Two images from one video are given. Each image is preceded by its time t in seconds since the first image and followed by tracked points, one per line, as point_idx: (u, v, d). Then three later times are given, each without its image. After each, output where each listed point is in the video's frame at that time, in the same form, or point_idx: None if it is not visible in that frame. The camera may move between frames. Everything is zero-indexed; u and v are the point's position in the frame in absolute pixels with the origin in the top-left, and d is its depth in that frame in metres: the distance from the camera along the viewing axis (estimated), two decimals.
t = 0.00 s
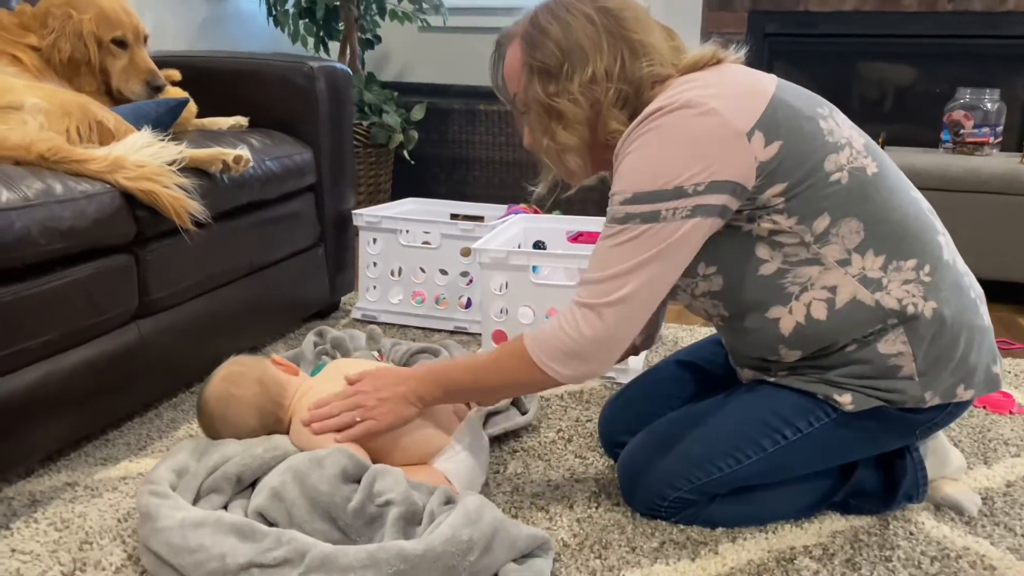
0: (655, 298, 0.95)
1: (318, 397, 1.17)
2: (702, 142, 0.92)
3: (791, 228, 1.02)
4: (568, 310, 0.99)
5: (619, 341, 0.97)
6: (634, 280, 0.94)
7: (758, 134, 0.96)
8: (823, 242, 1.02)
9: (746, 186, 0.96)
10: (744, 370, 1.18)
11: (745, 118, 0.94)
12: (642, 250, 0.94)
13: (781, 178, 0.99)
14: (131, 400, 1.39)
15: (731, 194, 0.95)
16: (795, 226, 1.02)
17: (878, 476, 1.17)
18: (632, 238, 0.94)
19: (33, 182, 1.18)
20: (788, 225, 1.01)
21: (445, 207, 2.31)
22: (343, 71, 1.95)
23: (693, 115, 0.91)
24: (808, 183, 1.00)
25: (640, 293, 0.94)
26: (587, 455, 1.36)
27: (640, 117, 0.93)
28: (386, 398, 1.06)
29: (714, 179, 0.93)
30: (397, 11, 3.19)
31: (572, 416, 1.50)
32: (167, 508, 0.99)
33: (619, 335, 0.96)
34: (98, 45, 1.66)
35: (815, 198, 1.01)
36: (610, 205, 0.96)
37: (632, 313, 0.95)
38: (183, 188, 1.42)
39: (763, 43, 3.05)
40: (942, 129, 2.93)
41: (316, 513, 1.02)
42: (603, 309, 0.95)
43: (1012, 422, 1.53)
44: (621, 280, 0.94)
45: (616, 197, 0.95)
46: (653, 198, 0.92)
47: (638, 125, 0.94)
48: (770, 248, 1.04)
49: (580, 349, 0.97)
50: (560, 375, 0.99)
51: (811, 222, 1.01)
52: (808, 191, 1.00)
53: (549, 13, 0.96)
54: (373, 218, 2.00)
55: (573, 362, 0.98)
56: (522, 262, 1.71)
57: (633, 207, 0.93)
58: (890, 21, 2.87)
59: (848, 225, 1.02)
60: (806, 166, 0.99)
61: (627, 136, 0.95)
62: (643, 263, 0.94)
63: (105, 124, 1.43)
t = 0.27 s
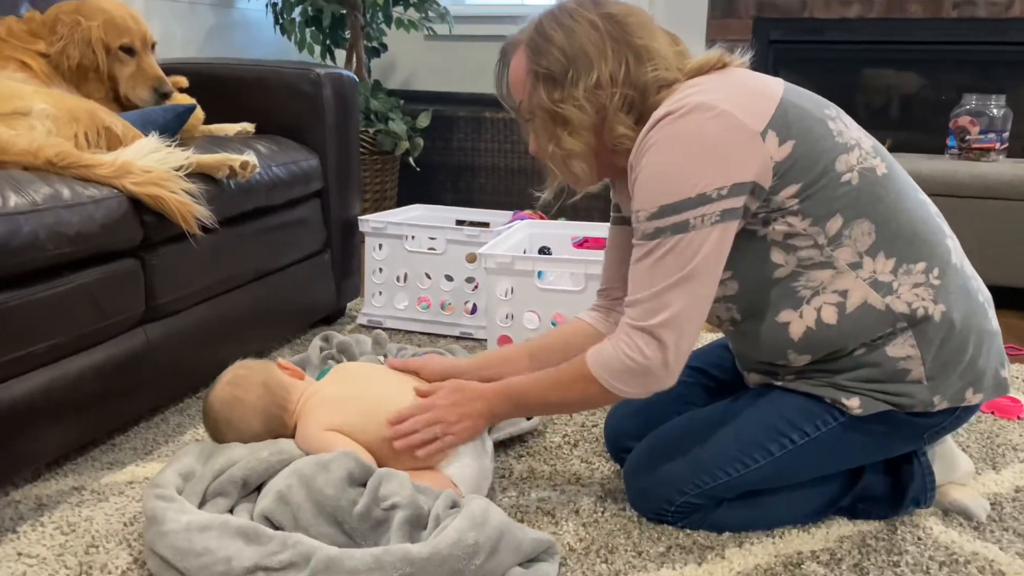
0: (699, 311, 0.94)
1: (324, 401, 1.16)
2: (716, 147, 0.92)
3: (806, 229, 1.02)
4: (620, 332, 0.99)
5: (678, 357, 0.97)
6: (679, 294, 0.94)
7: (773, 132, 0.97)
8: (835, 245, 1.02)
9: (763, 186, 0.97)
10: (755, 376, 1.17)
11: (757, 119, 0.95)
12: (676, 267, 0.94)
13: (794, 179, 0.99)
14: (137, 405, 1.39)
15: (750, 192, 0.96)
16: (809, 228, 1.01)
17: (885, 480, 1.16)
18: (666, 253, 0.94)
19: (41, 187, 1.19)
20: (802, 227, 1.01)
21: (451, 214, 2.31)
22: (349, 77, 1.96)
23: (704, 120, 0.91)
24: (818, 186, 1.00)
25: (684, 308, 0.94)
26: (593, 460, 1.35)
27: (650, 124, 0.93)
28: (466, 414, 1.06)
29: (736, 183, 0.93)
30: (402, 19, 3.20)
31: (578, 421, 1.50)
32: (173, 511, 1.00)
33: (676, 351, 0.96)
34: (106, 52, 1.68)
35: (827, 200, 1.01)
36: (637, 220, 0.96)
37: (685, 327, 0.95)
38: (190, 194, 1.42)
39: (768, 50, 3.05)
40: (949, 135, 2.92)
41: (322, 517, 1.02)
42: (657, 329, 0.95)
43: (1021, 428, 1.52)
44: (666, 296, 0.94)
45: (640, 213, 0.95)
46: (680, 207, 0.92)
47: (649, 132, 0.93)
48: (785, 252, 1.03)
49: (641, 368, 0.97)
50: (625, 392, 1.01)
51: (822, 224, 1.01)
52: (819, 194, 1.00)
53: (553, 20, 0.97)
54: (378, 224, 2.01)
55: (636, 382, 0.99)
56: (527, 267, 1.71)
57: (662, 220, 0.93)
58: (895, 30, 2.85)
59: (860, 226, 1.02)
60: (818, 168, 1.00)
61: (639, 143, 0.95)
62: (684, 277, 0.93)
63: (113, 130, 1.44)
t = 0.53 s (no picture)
0: (703, 314, 0.94)
1: (330, 403, 1.17)
2: (722, 150, 0.92)
3: (812, 233, 1.02)
4: (623, 334, 1.00)
5: (681, 360, 0.97)
6: (683, 297, 0.94)
7: (780, 135, 0.96)
8: (841, 248, 1.02)
9: (769, 190, 0.97)
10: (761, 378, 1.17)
11: (765, 121, 0.95)
12: (681, 269, 0.94)
13: (800, 182, 0.99)
14: (144, 408, 1.40)
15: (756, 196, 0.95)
16: (816, 231, 1.01)
17: (892, 484, 1.16)
18: (670, 256, 0.94)
19: (50, 190, 1.20)
20: (809, 230, 1.01)
21: (456, 218, 2.31)
22: (356, 82, 1.97)
23: (710, 123, 0.91)
24: (825, 189, 1.00)
25: (687, 311, 0.94)
26: (599, 464, 1.35)
27: (658, 126, 0.93)
28: (472, 414, 1.07)
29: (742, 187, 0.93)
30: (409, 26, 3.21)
31: (583, 425, 1.50)
32: (180, 513, 1.00)
33: (679, 354, 0.96)
34: (115, 57, 1.69)
35: (833, 203, 1.01)
36: (643, 221, 0.96)
37: (689, 330, 0.95)
38: (198, 197, 1.43)
39: (773, 56, 3.05)
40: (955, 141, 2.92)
41: (327, 518, 1.02)
42: (660, 332, 0.95)
43: None
44: (670, 298, 0.94)
45: (647, 214, 0.95)
46: (685, 210, 0.92)
47: (656, 135, 0.93)
48: (791, 254, 1.03)
49: (642, 369, 0.97)
50: (626, 391, 1.01)
51: (828, 228, 1.01)
52: (825, 197, 1.00)
53: (562, 22, 0.97)
54: (384, 229, 2.01)
55: (637, 381, 0.99)
56: (533, 271, 1.71)
57: (668, 222, 0.93)
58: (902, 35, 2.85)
59: (866, 230, 1.01)
60: (825, 171, 1.00)
61: (646, 146, 0.95)
62: (689, 279, 0.93)
63: (122, 134, 1.45)
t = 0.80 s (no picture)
0: (680, 310, 0.95)
1: (334, 404, 1.17)
2: (722, 152, 0.92)
3: (815, 235, 1.02)
4: (594, 324, 0.99)
5: (648, 354, 0.97)
6: (662, 292, 0.94)
7: (779, 142, 0.96)
8: (844, 250, 1.02)
9: (767, 195, 0.96)
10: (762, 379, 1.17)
11: (767, 125, 0.95)
12: (666, 263, 0.94)
13: (803, 185, 0.99)
14: (149, 408, 1.40)
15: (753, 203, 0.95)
16: (818, 233, 1.02)
17: (896, 486, 1.16)
18: (656, 250, 0.94)
19: (57, 191, 1.21)
20: (811, 233, 1.01)
21: (461, 222, 2.32)
22: (362, 86, 1.97)
23: (710, 125, 0.92)
24: (827, 191, 1.00)
25: (667, 305, 0.94)
26: (603, 466, 1.35)
27: (659, 127, 0.94)
28: (426, 405, 1.06)
29: (735, 191, 0.93)
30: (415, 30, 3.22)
31: (588, 427, 1.50)
32: (184, 512, 1.00)
33: (649, 348, 0.97)
34: (122, 61, 1.70)
35: (836, 206, 1.01)
36: (633, 215, 0.97)
37: (661, 325, 0.96)
38: (203, 199, 1.44)
39: (778, 60, 3.05)
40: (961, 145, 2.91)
41: (331, 518, 1.02)
42: (631, 323, 0.95)
43: None
44: (649, 292, 0.95)
45: (637, 207, 0.96)
46: (677, 209, 0.93)
47: (658, 136, 0.94)
48: (790, 256, 1.04)
49: (610, 362, 0.97)
50: (589, 387, 1.00)
51: (831, 230, 1.01)
52: (828, 199, 1.00)
53: (565, 26, 0.98)
54: (389, 231, 2.02)
55: (602, 375, 0.99)
56: (537, 273, 1.72)
57: (656, 218, 0.94)
58: (907, 39, 2.85)
59: (869, 233, 1.02)
60: (828, 173, 1.00)
61: (646, 147, 0.95)
62: (671, 275, 0.94)
63: (128, 137, 1.45)
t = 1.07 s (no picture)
0: (696, 312, 0.94)
1: (338, 404, 1.17)
2: (727, 151, 0.92)
3: (819, 236, 1.02)
4: (611, 331, 0.98)
5: (668, 358, 0.96)
6: (678, 294, 0.93)
7: (785, 139, 0.96)
8: (849, 250, 1.02)
9: (774, 193, 0.97)
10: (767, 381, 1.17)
11: (771, 125, 0.95)
12: (679, 264, 0.94)
13: (808, 185, 0.99)
14: (154, 408, 1.41)
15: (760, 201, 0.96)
16: (823, 234, 1.01)
17: (901, 488, 1.15)
18: (667, 252, 0.94)
19: (63, 192, 1.21)
20: (815, 233, 1.01)
21: (465, 224, 2.32)
22: (367, 88, 1.98)
23: (715, 125, 0.91)
24: (832, 191, 1.00)
25: (684, 306, 0.93)
26: (606, 467, 1.35)
27: (664, 127, 0.94)
28: (442, 411, 1.04)
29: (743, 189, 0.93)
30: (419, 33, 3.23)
31: (591, 429, 1.50)
32: (188, 511, 1.00)
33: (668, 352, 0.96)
34: (128, 62, 1.71)
35: (840, 206, 1.01)
36: (643, 219, 0.96)
37: (679, 328, 0.95)
38: (208, 200, 1.44)
39: (783, 63, 3.04)
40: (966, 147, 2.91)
41: (334, 518, 1.02)
42: (649, 327, 0.95)
43: None
44: (664, 295, 0.94)
45: (646, 211, 0.95)
46: (686, 209, 0.92)
47: (663, 136, 0.94)
48: (798, 257, 1.03)
49: (630, 368, 0.96)
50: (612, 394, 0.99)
51: (835, 230, 1.01)
52: (832, 199, 1.00)
53: (568, 27, 0.98)
54: (394, 233, 2.02)
55: (623, 382, 0.98)
56: (541, 275, 1.72)
57: (666, 220, 0.93)
58: (913, 42, 2.85)
59: (874, 233, 1.01)
60: (832, 173, 1.00)
61: (651, 147, 0.95)
62: (684, 276, 0.93)
63: (133, 137, 1.46)
